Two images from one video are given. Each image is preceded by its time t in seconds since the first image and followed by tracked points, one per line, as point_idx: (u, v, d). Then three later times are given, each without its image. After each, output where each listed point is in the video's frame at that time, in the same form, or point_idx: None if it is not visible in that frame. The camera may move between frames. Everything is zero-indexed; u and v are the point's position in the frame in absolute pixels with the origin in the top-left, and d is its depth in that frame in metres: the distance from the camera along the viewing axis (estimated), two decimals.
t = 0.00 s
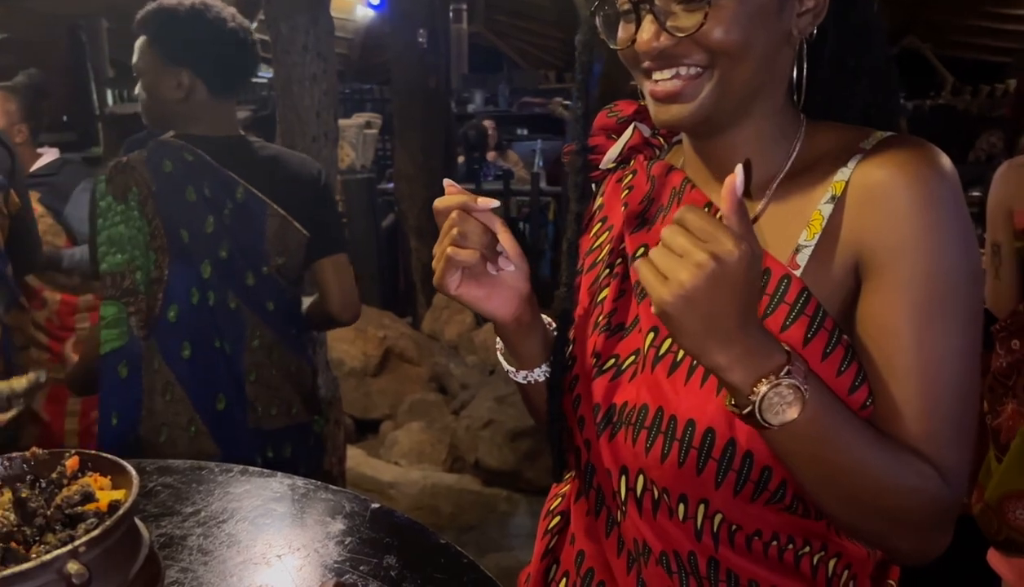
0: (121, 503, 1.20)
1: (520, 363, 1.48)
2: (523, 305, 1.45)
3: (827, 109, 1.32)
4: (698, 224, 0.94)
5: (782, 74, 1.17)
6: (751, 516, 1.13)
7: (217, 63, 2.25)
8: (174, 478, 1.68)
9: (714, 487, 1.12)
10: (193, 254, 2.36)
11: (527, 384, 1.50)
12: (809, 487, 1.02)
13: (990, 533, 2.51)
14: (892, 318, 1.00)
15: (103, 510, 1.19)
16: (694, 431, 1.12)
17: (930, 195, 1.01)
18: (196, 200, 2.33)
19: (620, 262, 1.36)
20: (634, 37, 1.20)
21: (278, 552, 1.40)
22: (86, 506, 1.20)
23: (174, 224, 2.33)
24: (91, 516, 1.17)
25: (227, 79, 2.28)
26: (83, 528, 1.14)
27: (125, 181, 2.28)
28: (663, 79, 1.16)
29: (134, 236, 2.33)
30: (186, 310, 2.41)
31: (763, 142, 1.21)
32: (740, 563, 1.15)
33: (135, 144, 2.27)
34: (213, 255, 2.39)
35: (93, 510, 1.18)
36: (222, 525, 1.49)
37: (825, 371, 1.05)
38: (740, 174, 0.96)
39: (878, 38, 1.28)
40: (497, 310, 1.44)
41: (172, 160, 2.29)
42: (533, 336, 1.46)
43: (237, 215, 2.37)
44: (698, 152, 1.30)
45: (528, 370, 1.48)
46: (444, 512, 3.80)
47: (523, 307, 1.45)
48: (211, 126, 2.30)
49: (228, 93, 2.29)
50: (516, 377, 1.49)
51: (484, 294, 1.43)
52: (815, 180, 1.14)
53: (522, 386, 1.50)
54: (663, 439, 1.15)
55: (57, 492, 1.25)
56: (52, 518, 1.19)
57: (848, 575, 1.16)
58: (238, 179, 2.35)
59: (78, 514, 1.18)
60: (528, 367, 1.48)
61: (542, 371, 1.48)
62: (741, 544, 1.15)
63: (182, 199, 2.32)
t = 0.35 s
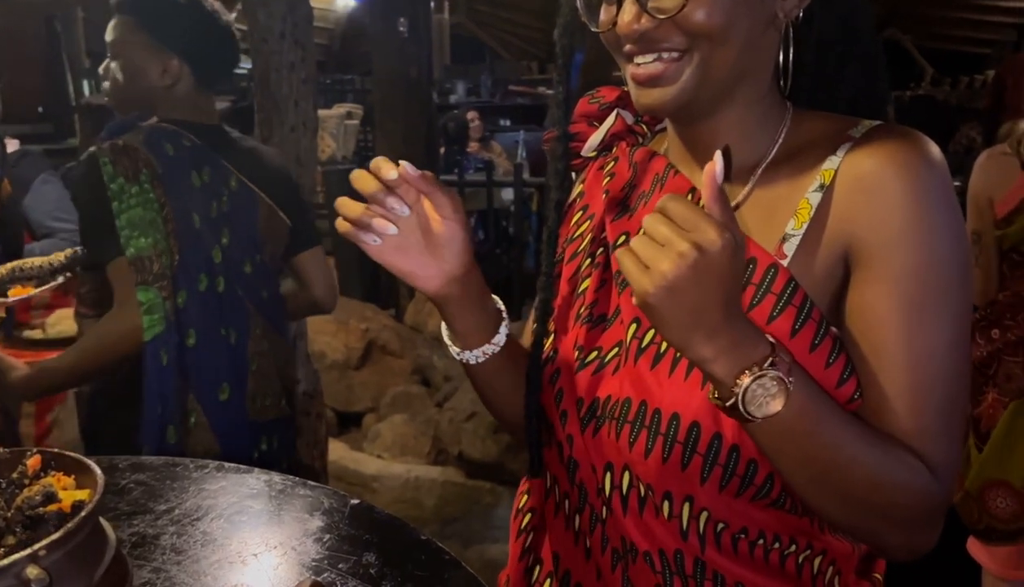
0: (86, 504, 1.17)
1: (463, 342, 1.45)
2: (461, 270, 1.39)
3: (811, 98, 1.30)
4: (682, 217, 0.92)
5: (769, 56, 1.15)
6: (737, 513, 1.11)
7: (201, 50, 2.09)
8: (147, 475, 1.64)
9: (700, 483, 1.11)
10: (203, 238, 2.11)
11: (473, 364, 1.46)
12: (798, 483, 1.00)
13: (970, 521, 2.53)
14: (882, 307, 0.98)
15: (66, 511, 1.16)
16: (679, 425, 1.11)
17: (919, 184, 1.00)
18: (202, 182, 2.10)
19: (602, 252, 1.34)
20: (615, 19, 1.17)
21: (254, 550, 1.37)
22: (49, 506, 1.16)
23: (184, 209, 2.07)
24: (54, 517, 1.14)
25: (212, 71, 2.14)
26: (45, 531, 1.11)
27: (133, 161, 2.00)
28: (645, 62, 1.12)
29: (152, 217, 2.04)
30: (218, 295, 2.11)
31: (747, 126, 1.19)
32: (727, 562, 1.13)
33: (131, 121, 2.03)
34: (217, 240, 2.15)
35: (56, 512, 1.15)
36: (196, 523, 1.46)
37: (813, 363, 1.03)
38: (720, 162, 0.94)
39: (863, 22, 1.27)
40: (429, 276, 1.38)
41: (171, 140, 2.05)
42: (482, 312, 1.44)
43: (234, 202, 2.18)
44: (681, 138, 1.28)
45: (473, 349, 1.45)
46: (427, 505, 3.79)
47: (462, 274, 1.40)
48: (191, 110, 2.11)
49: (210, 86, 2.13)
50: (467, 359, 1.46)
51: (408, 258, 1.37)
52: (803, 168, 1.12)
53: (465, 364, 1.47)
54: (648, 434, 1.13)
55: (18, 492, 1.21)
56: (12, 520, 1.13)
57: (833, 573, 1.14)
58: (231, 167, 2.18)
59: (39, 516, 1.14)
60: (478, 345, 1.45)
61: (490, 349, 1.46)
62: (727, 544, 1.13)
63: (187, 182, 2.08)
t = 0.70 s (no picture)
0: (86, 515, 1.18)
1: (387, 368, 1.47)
2: (358, 308, 1.41)
3: (801, 104, 1.32)
4: (663, 229, 0.95)
5: (756, 65, 1.16)
6: (727, 520, 1.13)
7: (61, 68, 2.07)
8: (141, 482, 1.65)
9: (690, 492, 1.12)
10: (119, 271, 2.22)
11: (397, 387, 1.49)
12: (786, 491, 1.02)
13: (956, 520, 2.56)
14: (870, 316, 1.00)
15: (68, 522, 1.17)
16: (668, 433, 1.12)
17: (907, 193, 1.01)
18: (110, 213, 2.18)
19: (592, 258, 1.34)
20: (604, 30, 1.18)
21: (250, 556, 1.37)
22: (50, 519, 1.17)
23: (99, 244, 2.16)
24: (55, 529, 1.15)
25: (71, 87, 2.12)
26: (47, 542, 1.12)
27: (47, 197, 2.08)
28: (633, 72, 1.14)
29: (81, 255, 2.13)
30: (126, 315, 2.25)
31: (735, 133, 1.20)
32: (717, 569, 1.15)
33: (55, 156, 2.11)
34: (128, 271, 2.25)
35: (57, 523, 1.16)
36: (191, 530, 1.46)
37: (801, 371, 1.05)
38: (698, 171, 0.97)
39: (855, 27, 1.27)
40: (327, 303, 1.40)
41: (72, 170, 2.12)
42: (406, 345, 1.45)
43: (136, 229, 2.26)
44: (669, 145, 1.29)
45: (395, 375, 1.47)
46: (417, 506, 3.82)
47: (360, 312, 1.41)
48: (60, 129, 2.13)
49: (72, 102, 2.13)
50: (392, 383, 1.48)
51: (301, 283, 1.39)
52: (791, 176, 1.13)
53: (400, 390, 1.49)
54: (637, 442, 1.15)
55: (18, 504, 1.22)
56: (13, 531, 1.15)
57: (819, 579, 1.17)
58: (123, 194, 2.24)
59: (41, 527, 1.16)
60: (403, 373, 1.47)
61: (414, 379, 1.47)
62: (717, 552, 1.15)
63: (97, 211, 2.15)
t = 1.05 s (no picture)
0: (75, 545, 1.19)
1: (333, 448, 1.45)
2: (276, 404, 1.36)
3: (780, 129, 1.34)
4: (644, 257, 0.97)
5: (736, 91, 1.18)
6: (718, 546, 1.14)
7: None
8: (127, 503, 1.64)
9: (681, 519, 1.13)
10: None
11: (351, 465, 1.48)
12: (777, 519, 1.03)
13: (939, 530, 2.56)
14: (856, 343, 1.01)
15: (56, 551, 1.18)
16: (659, 461, 1.13)
17: (889, 220, 1.03)
18: None
19: (575, 282, 1.36)
20: (584, 52, 1.19)
21: (237, 580, 1.37)
22: (38, 548, 1.18)
23: None
24: (43, 558, 1.16)
25: None
26: (36, 572, 1.12)
27: None
28: (614, 95, 1.15)
29: None
30: None
31: (713, 159, 1.21)
32: None
33: None
34: None
35: (46, 553, 1.17)
36: (177, 552, 1.46)
37: (787, 397, 1.06)
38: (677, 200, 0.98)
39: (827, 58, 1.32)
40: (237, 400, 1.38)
41: None
42: (350, 426, 1.43)
43: None
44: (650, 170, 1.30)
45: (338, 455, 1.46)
46: (403, 518, 3.76)
47: (279, 408, 1.37)
48: None
49: None
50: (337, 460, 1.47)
51: (212, 380, 1.37)
52: (771, 203, 1.15)
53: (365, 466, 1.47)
54: (628, 472, 1.15)
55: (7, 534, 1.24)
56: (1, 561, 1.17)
57: None
58: None
59: (29, 556, 1.17)
60: (347, 454, 1.45)
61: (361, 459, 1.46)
62: (708, 578, 1.15)
63: None
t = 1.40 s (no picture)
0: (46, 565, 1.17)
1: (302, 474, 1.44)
2: (236, 430, 1.36)
3: (758, 145, 1.35)
4: (625, 278, 0.97)
5: (715, 108, 1.18)
6: (701, 566, 1.14)
7: None
8: (101, 519, 1.61)
9: (664, 540, 1.13)
10: None
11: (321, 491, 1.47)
12: (760, 540, 1.03)
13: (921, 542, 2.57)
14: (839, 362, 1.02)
15: (27, 572, 1.16)
16: (641, 480, 1.12)
17: (869, 238, 1.03)
18: None
19: (556, 299, 1.35)
20: (564, 66, 1.18)
21: None
22: (8, 568, 1.16)
23: None
24: (14, 579, 1.14)
25: None
26: None
27: None
28: (593, 109, 1.15)
29: None
30: None
31: (693, 175, 1.22)
32: None
33: None
34: None
35: (16, 573, 1.15)
36: (153, 570, 1.43)
37: (769, 416, 1.06)
38: (659, 219, 0.99)
39: (806, 73, 1.32)
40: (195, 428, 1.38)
41: None
42: (317, 451, 1.42)
43: None
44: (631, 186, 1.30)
45: (306, 481, 1.45)
46: (384, 532, 3.73)
47: (239, 434, 1.37)
48: None
49: None
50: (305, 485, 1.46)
51: (170, 409, 1.38)
52: (752, 220, 1.15)
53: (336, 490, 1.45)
54: (610, 492, 1.15)
55: None
56: None
57: None
58: None
59: None
60: (315, 480, 1.44)
61: (331, 484, 1.45)
62: None
63: None
